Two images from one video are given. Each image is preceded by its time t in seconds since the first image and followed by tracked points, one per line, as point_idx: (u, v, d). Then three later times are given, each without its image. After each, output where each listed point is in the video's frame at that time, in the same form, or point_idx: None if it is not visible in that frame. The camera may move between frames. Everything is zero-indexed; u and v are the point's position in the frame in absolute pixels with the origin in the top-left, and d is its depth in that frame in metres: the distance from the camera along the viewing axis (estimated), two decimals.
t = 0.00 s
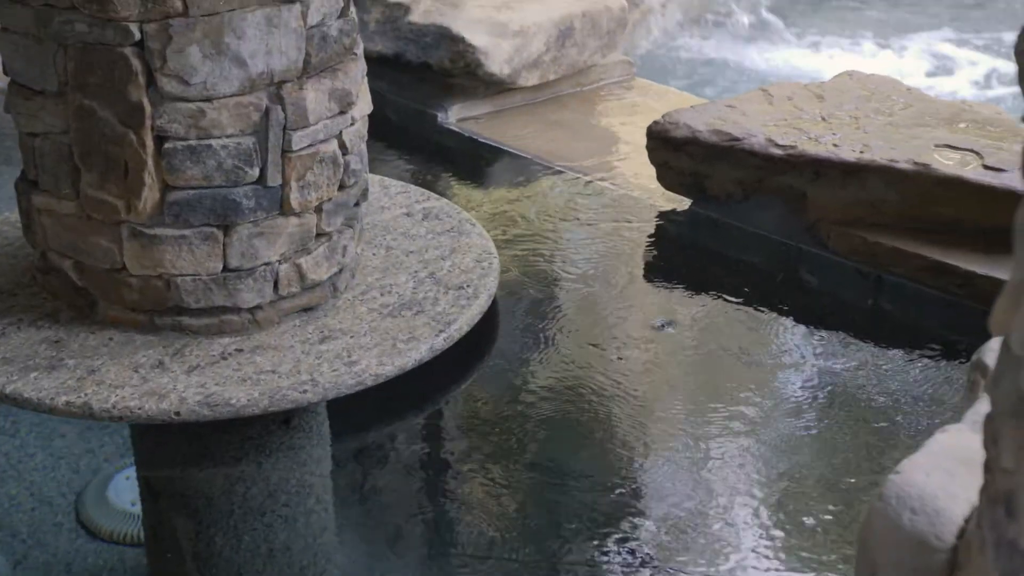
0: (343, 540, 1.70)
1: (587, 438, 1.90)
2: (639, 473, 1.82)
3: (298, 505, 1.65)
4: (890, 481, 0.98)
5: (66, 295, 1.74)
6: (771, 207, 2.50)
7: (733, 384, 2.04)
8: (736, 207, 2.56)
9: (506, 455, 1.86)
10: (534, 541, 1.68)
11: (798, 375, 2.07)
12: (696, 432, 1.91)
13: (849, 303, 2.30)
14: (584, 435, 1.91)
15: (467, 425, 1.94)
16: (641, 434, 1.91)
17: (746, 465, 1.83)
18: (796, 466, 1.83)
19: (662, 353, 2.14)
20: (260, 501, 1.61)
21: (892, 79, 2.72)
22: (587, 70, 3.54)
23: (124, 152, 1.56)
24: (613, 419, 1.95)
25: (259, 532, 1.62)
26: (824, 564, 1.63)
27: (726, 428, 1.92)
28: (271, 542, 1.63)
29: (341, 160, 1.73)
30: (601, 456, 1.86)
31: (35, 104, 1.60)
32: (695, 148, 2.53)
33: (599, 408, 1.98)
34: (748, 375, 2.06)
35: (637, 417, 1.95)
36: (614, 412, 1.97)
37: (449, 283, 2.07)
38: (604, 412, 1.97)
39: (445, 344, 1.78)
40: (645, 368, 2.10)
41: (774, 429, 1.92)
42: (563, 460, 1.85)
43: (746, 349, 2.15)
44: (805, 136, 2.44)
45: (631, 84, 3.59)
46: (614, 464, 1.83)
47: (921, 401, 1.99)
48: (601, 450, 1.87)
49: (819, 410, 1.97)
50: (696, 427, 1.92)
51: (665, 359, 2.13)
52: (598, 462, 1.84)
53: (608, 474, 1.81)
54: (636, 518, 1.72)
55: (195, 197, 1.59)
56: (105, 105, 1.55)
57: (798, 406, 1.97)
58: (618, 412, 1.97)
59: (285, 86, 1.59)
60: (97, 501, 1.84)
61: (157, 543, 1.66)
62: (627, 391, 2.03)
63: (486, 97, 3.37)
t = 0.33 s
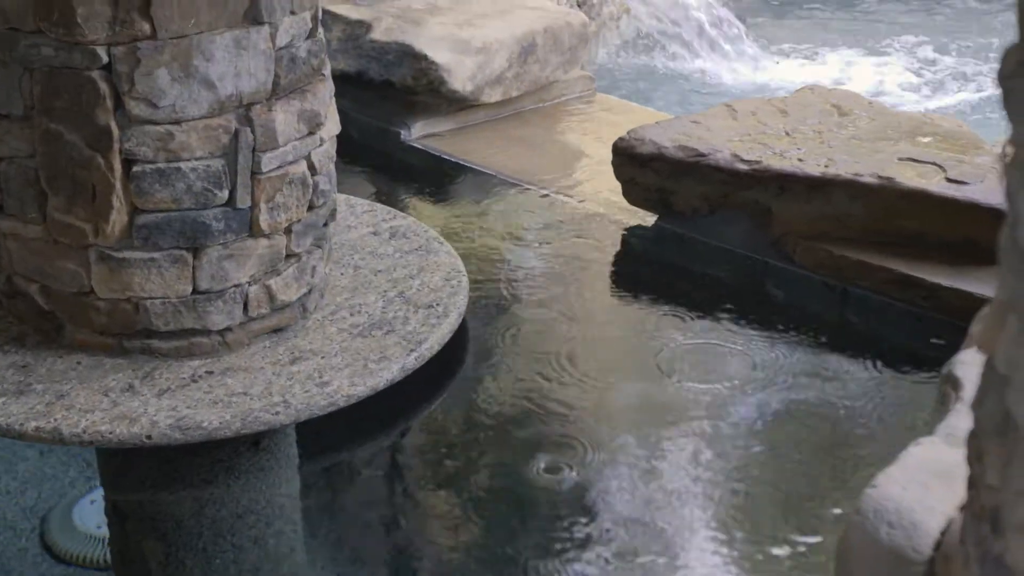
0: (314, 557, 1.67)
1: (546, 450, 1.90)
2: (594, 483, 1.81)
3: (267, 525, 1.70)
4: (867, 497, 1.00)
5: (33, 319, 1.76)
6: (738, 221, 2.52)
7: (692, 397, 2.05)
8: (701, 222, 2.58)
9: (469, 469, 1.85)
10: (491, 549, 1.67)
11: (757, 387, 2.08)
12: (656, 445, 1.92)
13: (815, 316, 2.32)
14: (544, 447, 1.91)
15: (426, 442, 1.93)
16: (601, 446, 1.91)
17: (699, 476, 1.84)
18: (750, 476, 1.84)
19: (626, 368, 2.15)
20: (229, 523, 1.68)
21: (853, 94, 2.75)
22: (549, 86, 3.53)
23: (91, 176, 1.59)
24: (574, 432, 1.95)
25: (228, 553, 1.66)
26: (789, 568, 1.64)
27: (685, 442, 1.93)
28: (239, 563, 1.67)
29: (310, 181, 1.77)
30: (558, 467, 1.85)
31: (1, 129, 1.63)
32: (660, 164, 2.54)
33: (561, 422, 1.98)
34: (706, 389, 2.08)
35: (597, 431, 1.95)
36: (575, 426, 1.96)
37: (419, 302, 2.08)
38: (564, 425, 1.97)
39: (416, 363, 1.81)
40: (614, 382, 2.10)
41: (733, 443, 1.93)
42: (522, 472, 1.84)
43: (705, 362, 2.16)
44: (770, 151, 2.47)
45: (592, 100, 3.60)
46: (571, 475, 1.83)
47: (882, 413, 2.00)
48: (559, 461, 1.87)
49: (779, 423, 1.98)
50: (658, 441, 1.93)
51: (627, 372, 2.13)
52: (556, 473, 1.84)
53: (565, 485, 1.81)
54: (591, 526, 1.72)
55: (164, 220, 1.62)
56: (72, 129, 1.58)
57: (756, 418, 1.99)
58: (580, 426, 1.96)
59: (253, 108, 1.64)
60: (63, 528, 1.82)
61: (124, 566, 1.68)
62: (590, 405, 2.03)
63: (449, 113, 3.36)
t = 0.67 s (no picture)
0: None
1: (510, 473, 1.91)
2: (554, 505, 1.82)
3: (243, 551, 1.71)
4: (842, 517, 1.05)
5: (6, 347, 1.78)
6: (711, 241, 2.53)
7: (656, 420, 2.07)
8: (674, 243, 2.59)
9: (436, 493, 1.86)
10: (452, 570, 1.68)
11: (722, 410, 2.10)
12: (618, 467, 1.93)
13: (785, 336, 2.35)
14: (511, 471, 1.91)
15: (395, 467, 1.93)
16: (565, 469, 1.92)
17: (662, 497, 1.86)
18: (709, 497, 1.86)
19: (594, 391, 2.16)
20: (202, 547, 1.69)
21: (819, 114, 2.79)
22: (516, 108, 3.54)
23: (67, 204, 1.63)
24: (540, 456, 1.96)
25: None
26: None
27: (652, 463, 1.94)
28: None
29: (285, 208, 1.82)
30: (521, 490, 1.86)
31: None
32: (633, 186, 2.56)
33: (528, 445, 1.98)
34: (674, 410, 2.10)
35: (563, 455, 1.96)
36: (541, 450, 1.97)
37: (394, 324, 2.09)
38: (531, 448, 1.97)
39: (391, 386, 1.85)
40: (585, 403, 2.12)
41: (697, 464, 1.94)
42: (486, 495, 1.85)
43: (672, 385, 2.18)
44: (740, 172, 2.49)
45: (561, 121, 3.61)
46: (533, 498, 1.84)
47: (846, 434, 2.02)
48: (521, 484, 1.88)
49: (743, 445, 2.00)
50: (623, 463, 1.94)
51: (595, 395, 2.14)
52: (520, 497, 1.85)
53: (527, 507, 1.82)
54: (551, 548, 1.73)
55: (139, 247, 1.66)
56: (47, 158, 1.62)
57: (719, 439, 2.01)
58: (547, 450, 1.97)
59: (229, 135, 1.69)
60: (33, 552, 1.81)
61: None
62: (558, 428, 2.03)
63: (418, 136, 3.36)
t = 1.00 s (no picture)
0: None
1: (481, 500, 1.92)
2: (516, 528, 1.85)
3: None
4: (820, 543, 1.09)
5: None
6: (688, 268, 2.55)
7: (619, 440, 2.10)
8: (650, 271, 2.61)
9: (407, 519, 1.87)
10: None
11: (687, 431, 2.13)
12: (583, 490, 1.95)
13: (759, 362, 2.38)
14: (477, 492, 1.94)
15: (367, 491, 1.94)
16: (532, 492, 1.94)
17: (631, 522, 1.87)
18: (676, 522, 1.87)
19: (562, 413, 2.18)
20: None
21: (794, 142, 2.82)
22: (491, 136, 3.55)
23: (48, 237, 1.69)
24: (506, 477, 1.98)
25: None
26: None
27: (622, 489, 1.96)
28: None
29: (265, 239, 1.87)
30: (491, 518, 1.87)
31: None
32: (610, 215, 2.57)
33: (495, 468, 2.01)
34: (646, 435, 2.12)
35: (528, 476, 1.99)
36: (507, 472, 2.00)
37: (373, 353, 2.09)
38: (503, 475, 1.98)
39: (371, 415, 1.87)
40: (559, 429, 2.13)
41: (665, 490, 1.96)
42: (455, 522, 1.86)
43: (637, 406, 2.21)
44: (716, 201, 2.51)
45: (536, 150, 3.62)
46: (502, 526, 1.85)
47: (811, 454, 2.06)
48: (491, 512, 1.88)
49: (708, 465, 2.03)
50: (588, 483, 1.97)
51: (566, 418, 2.16)
52: (489, 524, 1.85)
53: (495, 535, 1.83)
54: None
55: (119, 279, 1.72)
56: (28, 193, 1.68)
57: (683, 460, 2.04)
58: (518, 476, 1.98)
59: (210, 168, 1.74)
60: None
61: None
62: (526, 450, 2.06)
63: (394, 166, 3.36)
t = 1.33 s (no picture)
0: None
1: (456, 537, 1.94)
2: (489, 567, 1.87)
3: None
4: None
5: None
6: (669, 302, 2.57)
7: (593, 469, 2.13)
8: (632, 305, 2.62)
9: (383, 558, 1.89)
10: None
11: (659, 458, 2.17)
12: (557, 525, 1.97)
13: (743, 396, 2.38)
14: (453, 527, 1.96)
15: (347, 527, 1.97)
16: (507, 529, 1.96)
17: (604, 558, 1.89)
18: (648, 558, 1.90)
19: (539, 442, 2.21)
20: None
21: (772, 178, 2.85)
22: (472, 171, 3.55)
23: (33, 274, 1.73)
24: (482, 511, 2.00)
25: None
26: None
27: (597, 523, 1.98)
28: None
29: (250, 276, 1.91)
30: (464, 557, 1.89)
31: None
32: (592, 250, 2.59)
33: (473, 502, 2.03)
34: (624, 468, 2.13)
35: (505, 510, 2.01)
36: (484, 505, 2.02)
37: (357, 389, 2.10)
38: (480, 511, 2.00)
39: (354, 450, 1.91)
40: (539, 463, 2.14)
41: (640, 524, 1.98)
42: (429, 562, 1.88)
43: (612, 434, 2.24)
44: (698, 235, 2.53)
45: (516, 185, 3.62)
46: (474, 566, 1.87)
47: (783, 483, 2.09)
48: (464, 551, 1.91)
49: (680, 493, 2.06)
50: (561, 511, 2.00)
51: (546, 451, 2.18)
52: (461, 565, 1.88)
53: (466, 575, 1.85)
54: None
55: (105, 317, 1.76)
56: (15, 231, 1.72)
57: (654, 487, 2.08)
58: (495, 511, 2.00)
59: (196, 207, 1.78)
60: None
61: None
62: (502, 480, 2.09)
63: (375, 201, 3.35)
